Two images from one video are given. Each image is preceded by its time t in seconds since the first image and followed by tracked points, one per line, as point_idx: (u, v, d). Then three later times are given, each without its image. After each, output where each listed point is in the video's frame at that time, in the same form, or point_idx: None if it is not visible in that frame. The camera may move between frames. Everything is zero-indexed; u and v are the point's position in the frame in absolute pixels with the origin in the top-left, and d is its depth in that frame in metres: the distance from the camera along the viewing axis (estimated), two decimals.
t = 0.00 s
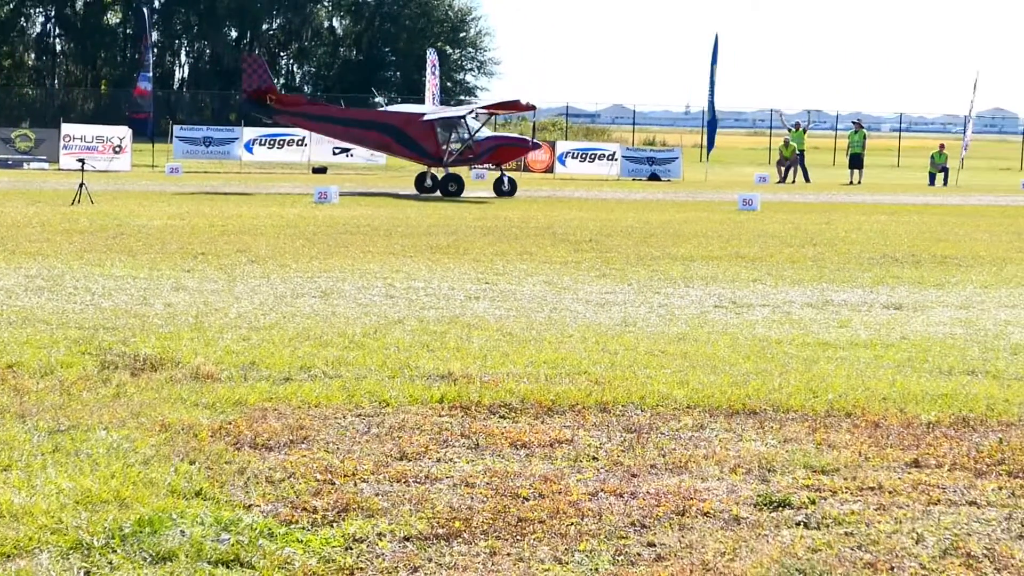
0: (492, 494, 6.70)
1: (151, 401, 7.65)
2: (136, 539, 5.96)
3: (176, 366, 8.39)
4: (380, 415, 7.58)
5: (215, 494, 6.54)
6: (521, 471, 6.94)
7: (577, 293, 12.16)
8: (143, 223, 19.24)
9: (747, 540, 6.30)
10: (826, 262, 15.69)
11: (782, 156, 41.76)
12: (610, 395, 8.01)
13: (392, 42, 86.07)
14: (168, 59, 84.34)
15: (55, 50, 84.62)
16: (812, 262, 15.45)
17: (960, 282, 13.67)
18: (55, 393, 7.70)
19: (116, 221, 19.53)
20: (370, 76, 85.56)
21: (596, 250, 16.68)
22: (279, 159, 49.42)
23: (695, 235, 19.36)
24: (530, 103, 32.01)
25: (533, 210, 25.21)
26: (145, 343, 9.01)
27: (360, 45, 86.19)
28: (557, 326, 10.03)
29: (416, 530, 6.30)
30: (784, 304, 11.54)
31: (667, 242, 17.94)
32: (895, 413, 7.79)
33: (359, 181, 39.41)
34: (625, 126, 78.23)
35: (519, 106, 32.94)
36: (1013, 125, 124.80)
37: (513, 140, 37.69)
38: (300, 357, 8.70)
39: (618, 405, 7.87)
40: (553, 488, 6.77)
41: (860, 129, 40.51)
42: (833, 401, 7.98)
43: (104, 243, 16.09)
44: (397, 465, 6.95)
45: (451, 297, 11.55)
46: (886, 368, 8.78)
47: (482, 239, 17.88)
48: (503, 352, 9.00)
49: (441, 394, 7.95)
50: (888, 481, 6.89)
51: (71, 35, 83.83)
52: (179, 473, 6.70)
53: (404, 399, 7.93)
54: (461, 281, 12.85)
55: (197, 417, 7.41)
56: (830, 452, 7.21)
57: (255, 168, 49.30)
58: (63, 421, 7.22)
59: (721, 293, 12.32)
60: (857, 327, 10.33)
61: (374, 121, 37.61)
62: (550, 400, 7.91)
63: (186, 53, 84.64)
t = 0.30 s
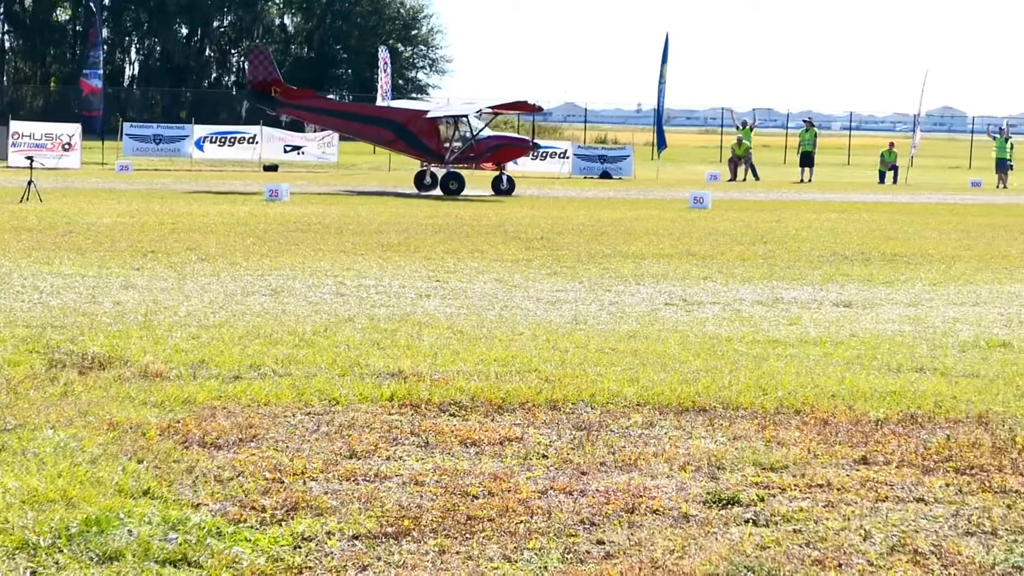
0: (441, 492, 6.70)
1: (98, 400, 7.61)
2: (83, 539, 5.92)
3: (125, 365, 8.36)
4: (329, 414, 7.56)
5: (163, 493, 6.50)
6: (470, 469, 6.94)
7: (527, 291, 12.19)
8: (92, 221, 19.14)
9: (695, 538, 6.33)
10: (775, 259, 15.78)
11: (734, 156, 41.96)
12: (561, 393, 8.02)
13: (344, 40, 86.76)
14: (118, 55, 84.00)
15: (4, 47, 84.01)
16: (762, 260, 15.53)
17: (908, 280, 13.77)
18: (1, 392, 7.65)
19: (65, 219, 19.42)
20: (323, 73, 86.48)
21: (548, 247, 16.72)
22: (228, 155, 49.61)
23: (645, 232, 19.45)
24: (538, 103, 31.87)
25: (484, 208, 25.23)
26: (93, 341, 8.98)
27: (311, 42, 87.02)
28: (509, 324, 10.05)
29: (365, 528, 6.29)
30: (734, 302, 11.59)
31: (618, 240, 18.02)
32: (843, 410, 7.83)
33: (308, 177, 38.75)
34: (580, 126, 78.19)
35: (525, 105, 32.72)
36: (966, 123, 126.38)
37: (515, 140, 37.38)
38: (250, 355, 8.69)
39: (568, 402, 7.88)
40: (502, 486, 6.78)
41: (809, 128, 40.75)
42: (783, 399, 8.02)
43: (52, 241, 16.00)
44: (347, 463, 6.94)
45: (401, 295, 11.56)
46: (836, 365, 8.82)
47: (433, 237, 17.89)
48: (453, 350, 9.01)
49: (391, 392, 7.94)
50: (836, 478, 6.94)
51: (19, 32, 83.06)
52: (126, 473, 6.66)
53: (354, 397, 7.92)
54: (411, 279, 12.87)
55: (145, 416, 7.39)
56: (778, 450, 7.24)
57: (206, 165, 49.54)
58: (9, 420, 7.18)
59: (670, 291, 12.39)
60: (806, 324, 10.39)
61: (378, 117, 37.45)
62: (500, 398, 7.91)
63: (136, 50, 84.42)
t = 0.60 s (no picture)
0: (389, 491, 6.70)
1: (44, 401, 7.58)
2: (26, 539, 5.87)
3: (70, 365, 8.33)
4: (276, 413, 7.55)
5: (109, 493, 6.46)
6: (417, 467, 6.94)
7: (475, 290, 12.21)
8: (38, 221, 18.96)
9: (643, 535, 6.34)
10: (723, 257, 15.85)
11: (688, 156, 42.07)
12: (507, 391, 8.02)
13: (291, 39, 84.97)
14: (64, 54, 81.94)
15: None
16: (709, 257, 15.59)
17: (855, 277, 13.85)
18: None
19: (11, 219, 19.24)
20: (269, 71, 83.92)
21: (497, 245, 16.70)
22: (176, 155, 48.07)
23: (592, 231, 19.46)
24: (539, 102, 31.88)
25: (434, 206, 25.21)
26: (39, 341, 8.94)
27: (258, 41, 84.54)
28: (456, 323, 10.06)
29: (312, 527, 6.29)
30: (681, 300, 11.63)
31: (566, 238, 18.02)
32: (790, 408, 7.87)
33: (255, 176, 37.77)
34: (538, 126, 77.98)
35: (527, 105, 32.75)
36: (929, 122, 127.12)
37: (512, 136, 37.38)
38: (196, 354, 8.68)
39: (515, 400, 7.88)
40: (449, 484, 6.78)
41: (758, 125, 40.80)
42: (729, 396, 8.04)
43: None
44: (294, 462, 6.93)
45: (349, 294, 11.55)
46: (783, 362, 8.86)
47: (382, 236, 17.85)
48: (400, 349, 9.02)
49: (337, 391, 7.94)
50: (784, 475, 6.96)
51: None
52: (72, 473, 6.62)
53: (301, 396, 7.91)
54: (358, 277, 12.87)
55: (91, 416, 7.37)
56: (725, 447, 7.26)
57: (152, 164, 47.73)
58: None
59: (617, 289, 12.44)
60: (754, 322, 10.44)
61: (377, 115, 37.19)
62: (448, 396, 7.91)
63: (82, 49, 82.49)
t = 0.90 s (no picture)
0: (356, 490, 6.69)
1: (11, 400, 7.57)
2: None
3: (37, 365, 8.33)
4: (244, 412, 7.55)
5: (76, 493, 6.43)
6: (385, 467, 6.94)
7: (443, 289, 12.23)
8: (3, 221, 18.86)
9: (610, 534, 6.36)
10: (691, 256, 15.86)
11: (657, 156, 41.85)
12: (476, 390, 8.03)
13: (259, 38, 83.81)
14: (31, 53, 80.91)
15: None
16: (678, 256, 15.60)
17: (823, 276, 13.88)
18: None
19: None
20: (236, 70, 82.90)
21: (465, 245, 16.70)
22: (142, 155, 47.94)
23: (561, 230, 19.46)
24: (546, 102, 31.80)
25: (400, 205, 25.16)
26: (5, 341, 8.92)
27: (226, 40, 83.97)
28: (424, 321, 10.09)
29: (279, 526, 6.28)
30: (650, 299, 11.65)
31: (535, 237, 18.02)
32: (758, 406, 7.89)
33: (222, 175, 37.14)
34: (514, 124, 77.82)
35: (532, 104, 32.78)
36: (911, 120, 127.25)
37: (512, 135, 37.39)
38: (164, 354, 8.68)
39: (483, 400, 7.88)
40: (417, 483, 6.78)
41: (726, 125, 40.80)
42: (698, 394, 8.05)
43: None
44: (262, 462, 6.93)
45: (317, 293, 11.55)
46: (751, 361, 8.88)
47: (351, 235, 17.82)
48: (368, 348, 9.03)
49: (305, 391, 7.94)
50: (751, 473, 6.98)
51: None
52: (38, 473, 6.59)
53: (269, 395, 7.91)
54: (326, 277, 12.87)
55: (59, 416, 7.36)
56: (693, 445, 7.27)
57: (119, 164, 47.50)
58: None
59: (586, 288, 12.48)
60: (722, 320, 10.46)
61: (377, 116, 37.12)
62: (416, 396, 7.92)
63: (50, 48, 81.63)
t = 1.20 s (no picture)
0: (306, 489, 6.69)
1: None
2: None
3: None
4: (193, 411, 7.54)
5: (23, 492, 6.38)
6: (335, 465, 6.94)
7: (395, 287, 12.25)
8: None
9: (559, 532, 6.36)
10: (643, 254, 15.92)
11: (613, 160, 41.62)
12: (426, 389, 8.03)
13: (211, 35, 84.59)
14: None
15: None
16: (630, 254, 15.63)
17: (773, 274, 13.95)
18: None
19: None
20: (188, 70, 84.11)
21: (417, 243, 16.71)
22: (92, 153, 47.70)
23: (511, 228, 19.50)
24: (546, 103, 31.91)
25: (352, 203, 25.08)
26: None
27: (176, 38, 83.90)
28: (375, 320, 10.11)
29: (228, 525, 6.26)
30: (601, 297, 11.69)
31: (486, 235, 18.05)
32: (708, 403, 7.92)
33: (172, 176, 35.42)
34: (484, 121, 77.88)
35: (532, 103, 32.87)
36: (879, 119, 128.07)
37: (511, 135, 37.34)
38: (113, 353, 8.66)
39: (433, 398, 7.89)
40: (367, 482, 6.78)
41: (679, 123, 40.79)
42: (648, 392, 8.07)
43: None
44: (211, 460, 6.92)
45: (268, 292, 11.54)
46: (701, 359, 8.91)
47: (301, 233, 17.79)
48: (319, 346, 9.04)
49: (255, 389, 7.93)
50: (701, 471, 6.99)
51: None
52: None
53: (218, 394, 7.90)
54: (277, 275, 12.86)
55: (5, 415, 7.32)
56: (643, 443, 7.29)
57: (70, 162, 47.33)
58: None
59: (537, 286, 12.52)
60: (672, 318, 10.50)
61: (376, 120, 37.10)
62: (366, 394, 7.91)
63: None
